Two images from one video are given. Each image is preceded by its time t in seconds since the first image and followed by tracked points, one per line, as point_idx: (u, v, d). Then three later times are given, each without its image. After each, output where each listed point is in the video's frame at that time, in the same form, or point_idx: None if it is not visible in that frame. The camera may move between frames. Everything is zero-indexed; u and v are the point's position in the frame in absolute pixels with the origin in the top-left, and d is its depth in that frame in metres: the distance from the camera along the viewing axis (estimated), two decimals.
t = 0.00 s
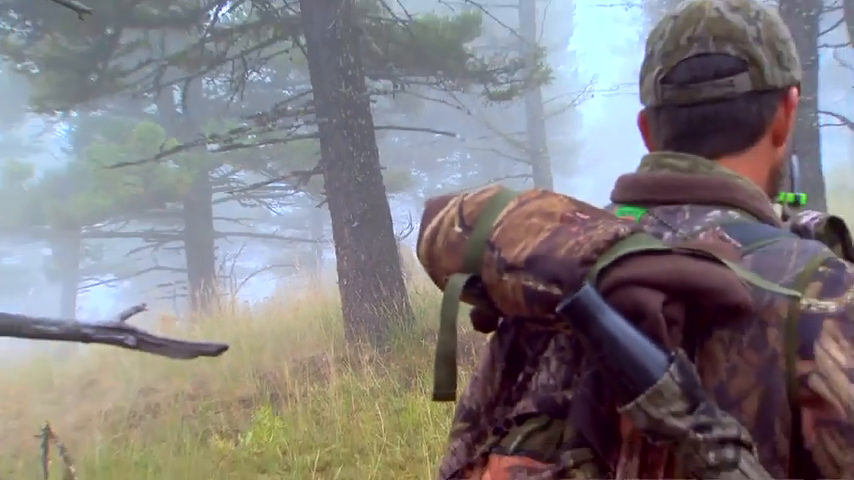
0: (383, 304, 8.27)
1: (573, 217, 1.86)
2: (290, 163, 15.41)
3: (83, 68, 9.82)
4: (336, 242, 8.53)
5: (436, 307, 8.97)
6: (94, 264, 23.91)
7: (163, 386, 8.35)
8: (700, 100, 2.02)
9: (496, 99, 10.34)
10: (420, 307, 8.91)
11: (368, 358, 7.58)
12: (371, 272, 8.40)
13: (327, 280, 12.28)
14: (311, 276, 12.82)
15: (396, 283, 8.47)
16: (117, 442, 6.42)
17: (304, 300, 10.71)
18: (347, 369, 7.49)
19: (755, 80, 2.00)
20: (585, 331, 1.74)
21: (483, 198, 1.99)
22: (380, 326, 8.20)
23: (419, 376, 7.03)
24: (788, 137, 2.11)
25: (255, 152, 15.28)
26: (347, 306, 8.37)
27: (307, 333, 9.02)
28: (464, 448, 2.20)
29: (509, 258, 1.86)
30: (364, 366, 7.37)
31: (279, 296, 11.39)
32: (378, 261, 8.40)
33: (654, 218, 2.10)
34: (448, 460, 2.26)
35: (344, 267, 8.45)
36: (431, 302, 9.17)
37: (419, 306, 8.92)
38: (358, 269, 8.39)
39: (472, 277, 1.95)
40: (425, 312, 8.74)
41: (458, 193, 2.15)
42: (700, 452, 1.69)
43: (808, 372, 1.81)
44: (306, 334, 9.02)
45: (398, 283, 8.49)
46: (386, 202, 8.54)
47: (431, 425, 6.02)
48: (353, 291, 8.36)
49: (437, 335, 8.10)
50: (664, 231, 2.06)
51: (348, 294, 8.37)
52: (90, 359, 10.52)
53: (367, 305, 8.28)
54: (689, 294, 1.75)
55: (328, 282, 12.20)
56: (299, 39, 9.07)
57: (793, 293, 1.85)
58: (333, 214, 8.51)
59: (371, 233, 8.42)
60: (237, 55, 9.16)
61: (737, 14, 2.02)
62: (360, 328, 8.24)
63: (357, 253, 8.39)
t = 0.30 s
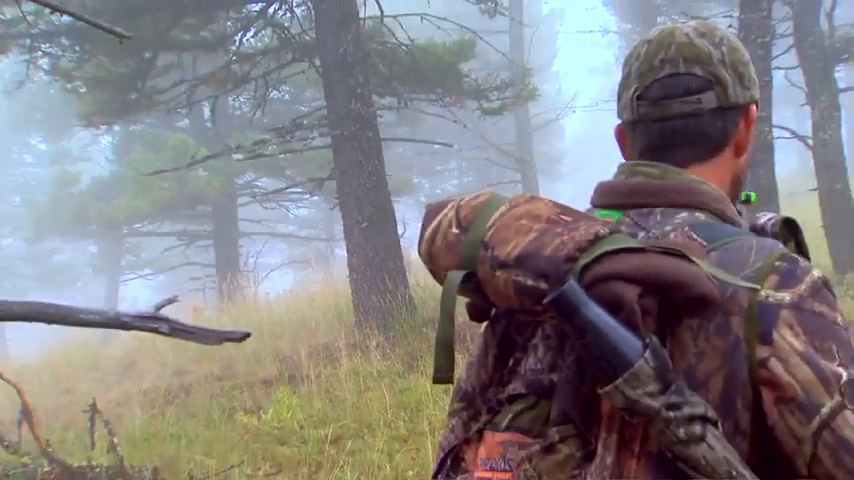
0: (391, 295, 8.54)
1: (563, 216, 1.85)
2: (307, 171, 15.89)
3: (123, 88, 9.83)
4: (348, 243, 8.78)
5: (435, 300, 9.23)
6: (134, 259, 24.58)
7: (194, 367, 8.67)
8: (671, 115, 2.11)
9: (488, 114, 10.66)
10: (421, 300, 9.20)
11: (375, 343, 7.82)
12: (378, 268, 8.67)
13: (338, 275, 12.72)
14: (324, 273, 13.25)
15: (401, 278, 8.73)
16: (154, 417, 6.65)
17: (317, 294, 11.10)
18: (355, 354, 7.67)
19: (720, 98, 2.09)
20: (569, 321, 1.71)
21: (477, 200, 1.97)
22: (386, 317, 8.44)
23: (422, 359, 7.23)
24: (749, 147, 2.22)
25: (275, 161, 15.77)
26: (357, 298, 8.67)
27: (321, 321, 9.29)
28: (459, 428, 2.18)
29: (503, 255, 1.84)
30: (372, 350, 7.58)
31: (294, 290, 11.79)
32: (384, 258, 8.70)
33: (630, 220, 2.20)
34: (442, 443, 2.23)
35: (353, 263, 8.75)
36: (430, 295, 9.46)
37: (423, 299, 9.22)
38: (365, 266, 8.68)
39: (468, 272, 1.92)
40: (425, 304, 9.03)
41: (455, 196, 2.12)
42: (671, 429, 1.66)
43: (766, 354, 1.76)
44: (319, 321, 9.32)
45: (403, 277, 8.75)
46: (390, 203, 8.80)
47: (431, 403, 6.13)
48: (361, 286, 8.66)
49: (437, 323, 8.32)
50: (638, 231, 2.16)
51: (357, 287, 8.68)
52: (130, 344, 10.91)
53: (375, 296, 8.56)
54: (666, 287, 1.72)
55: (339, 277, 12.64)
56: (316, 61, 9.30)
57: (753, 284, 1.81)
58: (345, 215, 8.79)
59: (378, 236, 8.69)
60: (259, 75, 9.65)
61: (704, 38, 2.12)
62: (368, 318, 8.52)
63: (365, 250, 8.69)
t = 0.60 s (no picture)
0: (393, 284, 8.75)
1: (557, 212, 1.96)
2: (317, 174, 16.15)
3: (147, 98, 9.89)
4: (354, 240, 8.96)
5: (438, 293, 9.41)
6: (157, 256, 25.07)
7: (212, 356, 8.96)
8: (658, 120, 2.13)
9: (485, 122, 10.80)
10: (425, 294, 9.39)
11: (380, 334, 7.94)
12: (382, 264, 8.84)
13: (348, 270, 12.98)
14: (333, 270, 13.48)
15: (404, 270, 8.89)
16: (176, 403, 6.93)
17: (327, 287, 11.37)
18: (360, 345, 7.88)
19: (705, 106, 2.12)
20: (572, 307, 1.81)
21: (475, 198, 2.08)
22: (392, 311, 8.60)
23: (423, 348, 7.32)
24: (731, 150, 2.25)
25: (286, 166, 15.97)
26: (363, 290, 8.88)
27: (330, 314, 9.51)
28: (459, 411, 2.23)
29: (502, 248, 1.95)
30: (376, 340, 7.73)
31: (305, 285, 12.07)
32: (388, 254, 8.88)
33: (618, 214, 2.21)
34: (442, 426, 2.27)
35: (358, 258, 8.94)
36: (433, 288, 9.65)
37: (427, 293, 9.40)
38: (370, 262, 8.86)
39: (469, 265, 2.03)
40: (428, 297, 9.21)
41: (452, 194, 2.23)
42: (667, 409, 1.76)
43: (755, 330, 1.88)
44: (328, 314, 9.55)
45: (406, 270, 8.91)
46: (394, 202, 8.98)
47: (432, 390, 6.19)
48: (366, 280, 8.86)
49: (440, 314, 8.51)
50: (626, 223, 2.17)
51: (362, 280, 8.89)
52: (152, 335, 11.16)
53: (379, 289, 8.76)
54: (656, 275, 1.83)
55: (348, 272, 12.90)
56: (326, 72, 9.45)
57: (739, 269, 1.92)
58: (352, 215, 8.96)
59: (383, 233, 8.87)
60: (273, 86, 9.69)
61: (691, 49, 2.15)
62: (373, 311, 8.71)
63: (370, 248, 8.86)
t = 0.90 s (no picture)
0: (398, 279, 8.91)
1: (557, 201, 2.04)
2: (327, 175, 16.35)
3: (167, 106, 10.03)
4: (363, 239, 9.08)
5: (443, 287, 9.55)
6: (177, 252, 25.39)
7: (228, 347, 9.17)
8: (647, 124, 2.24)
9: (486, 126, 10.91)
10: (430, 289, 9.54)
11: (387, 327, 8.06)
12: (387, 261, 8.98)
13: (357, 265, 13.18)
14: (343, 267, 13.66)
15: (409, 265, 9.03)
16: (194, 392, 7.12)
17: (337, 282, 11.60)
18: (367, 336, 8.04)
19: (692, 110, 2.23)
20: (587, 287, 1.88)
21: (474, 193, 2.14)
22: (398, 305, 8.74)
23: (429, 341, 7.41)
24: (715, 151, 2.36)
25: (298, 168, 16.15)
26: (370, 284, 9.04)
27: (339, 308, 9.68)
28: (467, 396, 2.30)
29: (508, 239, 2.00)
30: (384, 333, 7.85)
31: (315, 281, 12.30)
32: (395, 251, 9.02)
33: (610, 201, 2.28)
34: (450, 412, 2.33)
35: (365, 255, 9.08)
36: (438, 284, 9.80)
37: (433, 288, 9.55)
38: (377, 259, 8.99)
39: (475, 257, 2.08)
40: (432, 293, 9.36)
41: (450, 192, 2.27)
42: (674, 386, 1.87)
43: (754, 294, 2.03)
44: (337, 308, 9.74)
45: (411, 265, 9.04)
46: (400, 202, 9.09)
47: (438, 380, 6.27)
48: (373, 276, 9.01)
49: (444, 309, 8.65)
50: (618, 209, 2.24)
51: (370, 275, 9.04)
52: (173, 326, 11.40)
53: (386, 285, 8.92)
54: (658, 255, 1.93)
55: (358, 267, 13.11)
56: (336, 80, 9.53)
57: (735, 244, 2.04)
58: (361, 215, 9.09)
59: (389, 232, 8.99)
60: (286, 93, 9.82)
61: (679, 56, 2.24)
62: (379, 306, 8.86)
63: (377, 245, 8.99)
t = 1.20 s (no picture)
0: (409, 277, 9.06)
1: (553, 193, 2.14)
2: (341, 176, 16.54)
3: (186, 108, 10.23)
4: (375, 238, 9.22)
5: (454, 285, 9.68)
6: (195, 251, 25.71)
7: (246, 342, 9.36)
8: (639, 126, 2.25)
9: (494, 129, 11.03)
10: (441, 287, 9.67)
11: (398, 322, 8.17)
12: (397, 259, 9.12)
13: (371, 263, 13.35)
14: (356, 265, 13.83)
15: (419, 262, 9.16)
16: (214, 382, 7.30)
17: (351, 280, 11.79)
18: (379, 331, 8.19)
19: (682, 114, 2.25)
20: (595, 268, 1.97)
21: (471, 191, 2.25)
22: (410, 302, 8.87)
23: (439, 336, 7.50)
24: (704, 155, 2.37)
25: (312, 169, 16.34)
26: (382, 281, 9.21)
27: (352, 305, 9.85)
28: (475, 385, 2.34)
29: (509, 233, 2.10)
30: (395, 328, 7.98)
31: (329, 279, 12.49)
32: (405, 248, 9.16)
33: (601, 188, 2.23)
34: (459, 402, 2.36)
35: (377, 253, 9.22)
36: (449, 283, 9.93)
37: (443, 286, 9.68)
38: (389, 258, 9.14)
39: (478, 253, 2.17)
40: (442, 291, 9.49)
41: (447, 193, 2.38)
42: (682, 363, 1.99)
43: (749, 261, 2.18)
44: (352, 304, 9.95)
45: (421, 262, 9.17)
46: (411, 202, 9.22)
47: (447, 373, 6.36)
48: (385, 273, 9.17)
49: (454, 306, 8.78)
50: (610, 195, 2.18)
51: (381, 272, 9.19)
52: (192, 322, 11.62)
53: (398, 282, 9.07)
54: (656, 236, 2.04)
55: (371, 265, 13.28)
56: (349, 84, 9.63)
57: (726, 219, 2.17)
58: (373, 214, 9.24)
59: (401, 231, 9.13)
60: (302, 98, 9.84)
61: (672, 61, 2.26)
62: (390, 303, 9.00)
63: (388, 243, 9.13)
